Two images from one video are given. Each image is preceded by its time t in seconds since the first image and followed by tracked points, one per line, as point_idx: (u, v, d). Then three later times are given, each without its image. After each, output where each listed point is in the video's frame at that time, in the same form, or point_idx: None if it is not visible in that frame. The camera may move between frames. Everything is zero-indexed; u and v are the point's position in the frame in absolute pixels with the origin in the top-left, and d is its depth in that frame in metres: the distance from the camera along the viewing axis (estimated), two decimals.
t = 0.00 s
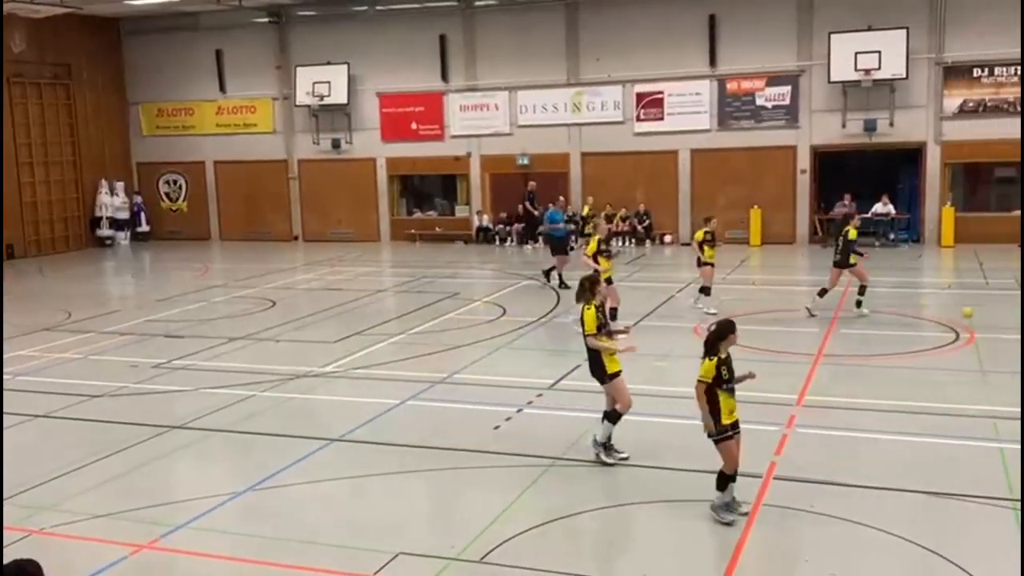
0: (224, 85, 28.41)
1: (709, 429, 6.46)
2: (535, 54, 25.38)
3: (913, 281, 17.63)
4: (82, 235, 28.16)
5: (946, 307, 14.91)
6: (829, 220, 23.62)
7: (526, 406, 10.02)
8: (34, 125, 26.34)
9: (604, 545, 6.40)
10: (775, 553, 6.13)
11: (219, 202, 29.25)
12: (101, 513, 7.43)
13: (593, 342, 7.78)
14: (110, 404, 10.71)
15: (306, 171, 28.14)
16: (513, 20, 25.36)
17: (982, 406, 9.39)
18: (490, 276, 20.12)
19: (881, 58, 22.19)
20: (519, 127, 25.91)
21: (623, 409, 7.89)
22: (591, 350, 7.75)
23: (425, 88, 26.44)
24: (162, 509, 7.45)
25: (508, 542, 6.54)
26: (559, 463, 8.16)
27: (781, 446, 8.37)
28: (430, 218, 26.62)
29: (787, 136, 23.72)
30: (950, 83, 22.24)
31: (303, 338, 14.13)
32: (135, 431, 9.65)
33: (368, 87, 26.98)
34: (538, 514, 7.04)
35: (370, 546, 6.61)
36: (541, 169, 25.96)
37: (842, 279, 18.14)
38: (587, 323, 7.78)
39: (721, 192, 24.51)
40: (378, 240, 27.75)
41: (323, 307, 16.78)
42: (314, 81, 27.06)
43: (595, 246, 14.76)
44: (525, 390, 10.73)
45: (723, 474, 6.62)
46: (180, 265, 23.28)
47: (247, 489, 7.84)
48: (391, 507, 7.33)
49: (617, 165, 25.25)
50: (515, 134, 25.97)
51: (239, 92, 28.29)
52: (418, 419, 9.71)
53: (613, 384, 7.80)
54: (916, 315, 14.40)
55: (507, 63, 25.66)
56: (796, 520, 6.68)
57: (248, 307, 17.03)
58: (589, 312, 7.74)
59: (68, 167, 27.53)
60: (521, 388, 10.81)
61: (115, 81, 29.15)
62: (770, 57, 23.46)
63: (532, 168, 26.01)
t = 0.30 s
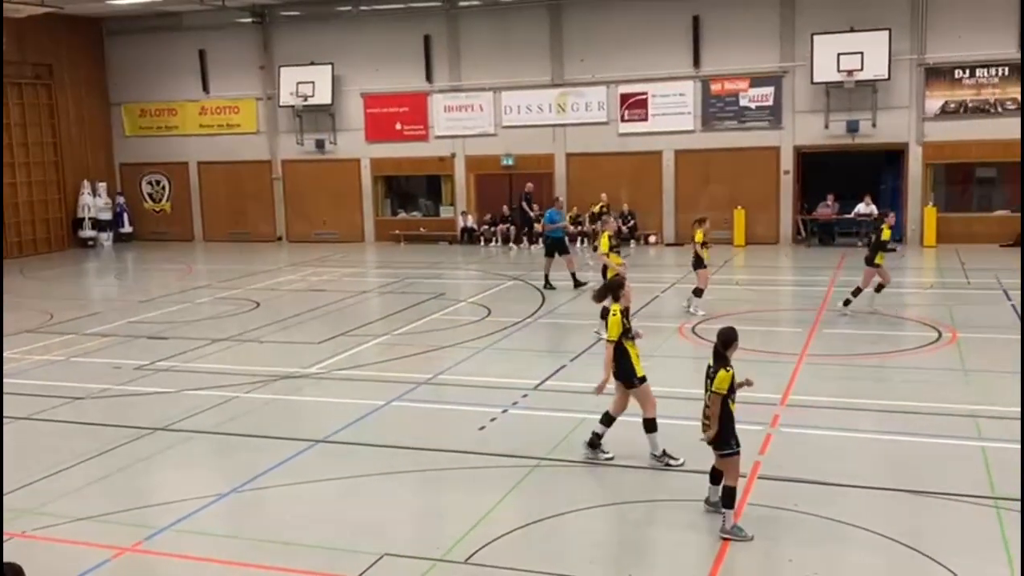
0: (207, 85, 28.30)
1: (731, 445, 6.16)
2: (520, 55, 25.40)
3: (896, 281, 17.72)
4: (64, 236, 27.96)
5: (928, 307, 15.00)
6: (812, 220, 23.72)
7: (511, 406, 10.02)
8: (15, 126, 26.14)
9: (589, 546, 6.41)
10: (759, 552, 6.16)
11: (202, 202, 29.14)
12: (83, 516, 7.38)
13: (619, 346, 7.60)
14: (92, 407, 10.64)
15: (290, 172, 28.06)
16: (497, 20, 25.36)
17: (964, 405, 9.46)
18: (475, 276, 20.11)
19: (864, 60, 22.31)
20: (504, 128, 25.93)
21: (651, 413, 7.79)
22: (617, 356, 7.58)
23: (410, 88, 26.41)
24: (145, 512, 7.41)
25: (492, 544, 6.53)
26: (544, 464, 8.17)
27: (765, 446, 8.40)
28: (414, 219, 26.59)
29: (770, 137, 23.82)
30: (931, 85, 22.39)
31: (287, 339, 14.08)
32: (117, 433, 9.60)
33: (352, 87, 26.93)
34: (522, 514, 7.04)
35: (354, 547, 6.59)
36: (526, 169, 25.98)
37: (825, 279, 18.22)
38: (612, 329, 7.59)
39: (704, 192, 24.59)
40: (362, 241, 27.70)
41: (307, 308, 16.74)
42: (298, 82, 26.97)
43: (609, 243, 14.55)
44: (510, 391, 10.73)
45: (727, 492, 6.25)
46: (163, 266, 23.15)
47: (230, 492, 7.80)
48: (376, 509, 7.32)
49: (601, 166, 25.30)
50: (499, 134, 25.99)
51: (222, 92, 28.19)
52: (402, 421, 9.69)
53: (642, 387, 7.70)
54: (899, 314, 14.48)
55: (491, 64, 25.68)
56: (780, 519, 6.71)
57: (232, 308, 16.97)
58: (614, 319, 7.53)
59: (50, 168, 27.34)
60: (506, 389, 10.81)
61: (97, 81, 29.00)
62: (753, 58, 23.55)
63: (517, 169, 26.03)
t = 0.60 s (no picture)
0: (193, 86, 28.19)
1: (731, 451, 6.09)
2: (508, 55, 25.40)
3: (882, 281, 17.80)
4: (49, 237, 27.81)
5: (915, 307, 15.06)
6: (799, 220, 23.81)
7: (499, 407, 10.02)
8: None
9: (578, 546, 6.42)
10: (747, 552, 6.18)
11: (189, 203, 29.05)
12: (70, 519, 7.34)
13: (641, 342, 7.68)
14: (78, 408, 10.58)
15: (277, 173, 27.99)
16: (484, 21, 25.36)
17: (950, 405, 9.51)
18: (462, 277, 20.10)
19: (850, 61, 22.41)
20: (491, 129, 25.94)
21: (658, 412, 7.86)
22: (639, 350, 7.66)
23: (397, 89, 26.38)
24: (132, 514, 7.37)
25: (480, 544, 6.53)
26: (532, 464, 8.17)
27: (753, 446, 8.42)
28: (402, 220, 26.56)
29: (757, 138, 23.90)
30: (916, 86, 22.50)
31: (275, 340, 14.04)
32: (104, 435, 9.55)
33: (340, 88, 26.87)
34: (511, 515, 7.04)
35: (342, 548, 6.58)
36: (513, 170, 26.00)
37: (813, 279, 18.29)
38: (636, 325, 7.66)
39: (692, 193, 24.66)
40: (350, 242, 27.65)
41: (294, 309, 16.70)
42: (285, 82, 26.88)
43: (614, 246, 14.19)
44: (499, 391, 10.73)
45: (711, 496, 6.23)
46: (150, 267, 23.05)
47: (217, 493, 7.77)
48: (364, 510, 7.31)
49: (589, 166, 25.32)
50: (487, 135, 26.00)
51: (208, 92, 28.09)
52: (390, 421, 9.68)
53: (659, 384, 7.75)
54: (885, 314, 14.54)
55: (478, 64, 25.67)
56: (768, 518, 6.73)
57: (220, 309, 16.91)
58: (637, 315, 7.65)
59: (35, 168, 27.18)
60: (494, 389, 10.81)
61: (82, 81, 28.87)
62: (740, 58, 23.61)
63: (504, 169, 26.04)
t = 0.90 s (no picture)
0: (178, 86, 28.08)
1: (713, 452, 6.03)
2: (493, 54, 25.40)
3: (866, 281, 17.90)
4: (33, 239, 27.65)
5: (899, 307, 15.16)
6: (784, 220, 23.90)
7: (486, 407, 10.03)
8: None
9: (565, 546, 6.44)
10: (733, 551, 6.21)
11: (174, 204, 28.93)
12: (55, 521, 7.31)
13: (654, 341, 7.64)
14: (63, 410, 10.53)
15: (262, 174, 27.92)
16: (470, 21, 25.36)
17: (934, 404, 9.58)
18: (449, 278, 20.10)
19: (834, 62, 22.52)
20: (478, 129, 25.94)
21: (659, 413, 7.92)
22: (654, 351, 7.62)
23: (383, 89, 26.33)
24: (118, 516, 7.35)
25: (467, 545, 6.54)
26: (519, 465, 8.18)
27: (739, 446, 8.45)
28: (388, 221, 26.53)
29: (742, 138, 23.98)
30: (900, 87, 22.62)
31: (260, 342, 14.00)
32: (89, 437, 9.51)
33: (325, 88, 26.81)
34: (498, 516, 7.05)
35: (329, 550, 6.58)
36: (499, 171, 26.00)
37: (798, 279, 18.37)
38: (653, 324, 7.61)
39: (678, 193, 24.72)
40: (336, 242, 27.59)
41: (280, 310, 16.67)
42: (270, 82, 26.81)
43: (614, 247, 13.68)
44: (486, 392, 10.74)
45: (695, 499, 6.23)
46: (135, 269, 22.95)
47: (204, 495, 7.75)
48: (351, 511, 7.29)
49: (576, 166, 25.34)
50: (473, 135, 26.00)
51: (193, 92, 27.99)
52: (377, 422, 9.68)
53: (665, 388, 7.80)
54: (870, 314, 14.62)
55: (464, 65, 25.67)
56: (754, 518, 6.77)
57: (205, 310, 16.86)
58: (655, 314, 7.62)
59: (19, 169, 27.01)
60: (481, 390, 10.81)
61: (66, 81, 28.71)
62: (725, 59, 23.70)
63: (490, 170, 26.04)
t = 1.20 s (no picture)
0: (156, 87, 27.91)
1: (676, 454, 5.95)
2: (473, 55, 25.40)
3: (845, 280, 18.02)
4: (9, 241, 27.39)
5: (877, 306, 15.27)
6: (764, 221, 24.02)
7: (468, 409, 10.02)
8: None
9: (546, 547, 6.44)
10: (714, 550, 6.23)
11: (153, 205, 28.74)
12: (32, 525, 7.24)
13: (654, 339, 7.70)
14: (39, 414, 10.43)
15: (242, 175, 27.79)
16: (450, 21, 25.34)
17: (912, 403, 9.65)
18: (429, 279, 20.07)
19: (813, 63, 22.65)
20: (458, 130, 25.94)
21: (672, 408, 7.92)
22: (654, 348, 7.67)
23: (364, 90, 26.27)
24: (97, 520, 7.28)
25: (449, 546, 6.52)
26: (501, 465, 8.18)
27: (720, 445, 8.48)
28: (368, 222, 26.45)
29: (722, 139, 24.08)
30: (878, 88, 22.78)
31: (240, 343, 13.92)
32: (67, 441, 9.42)
33: (305, 89, 26.72)
34: (479, 517, 7.05)
35: (310, 552, 6.56)
36: (480, 171, 26.00)
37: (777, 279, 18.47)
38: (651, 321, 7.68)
39: (658, 193, 24.79)
40: (316, 243, 27.49)
41: (260, 312, 16.59)
42: (249, 83, 26.69)
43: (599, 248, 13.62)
44: (467, 392, 10.73)
45: (671, 501, 6.24)
46: (113, 270, 22.77)
47: (184, 498, 7.70)
48: (332, 513, 7.27)
49: (557, 167, 25.36)
50: (454, 136, 25.98)
51: (172, 93, 27.82)
52: (359, 424, 9.66)
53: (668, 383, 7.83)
54: (849, 314, 14.72)
55: (444, 65, 25.65)
56: (735, 517, 6.79)
57: (184, 312, 16.76)
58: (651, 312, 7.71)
59: None
60: (462, 391, 10.80)
61: (43, 81, 28.46)
62: (705, 60, 23.79)
63: (471, 170, 26.04)
